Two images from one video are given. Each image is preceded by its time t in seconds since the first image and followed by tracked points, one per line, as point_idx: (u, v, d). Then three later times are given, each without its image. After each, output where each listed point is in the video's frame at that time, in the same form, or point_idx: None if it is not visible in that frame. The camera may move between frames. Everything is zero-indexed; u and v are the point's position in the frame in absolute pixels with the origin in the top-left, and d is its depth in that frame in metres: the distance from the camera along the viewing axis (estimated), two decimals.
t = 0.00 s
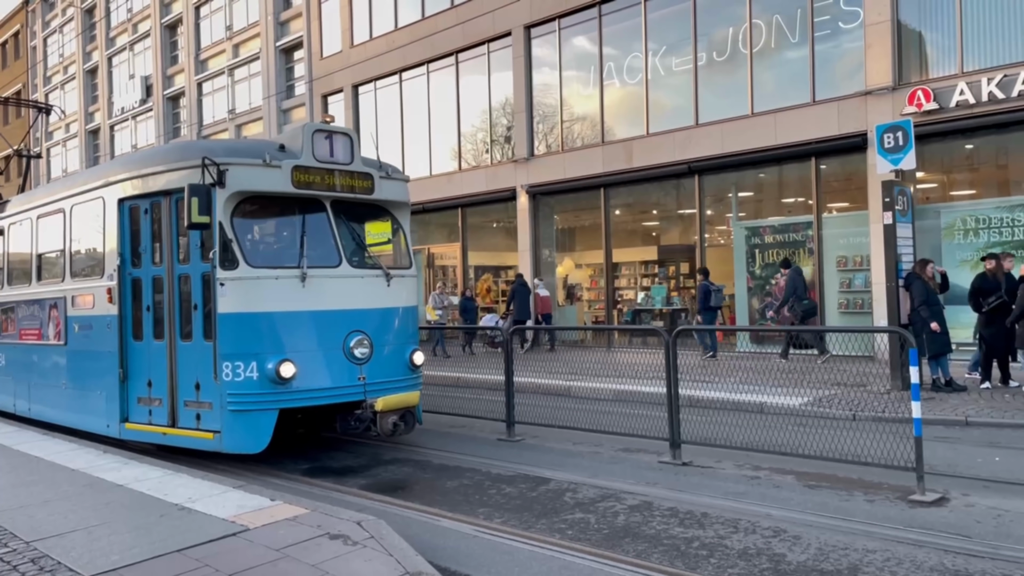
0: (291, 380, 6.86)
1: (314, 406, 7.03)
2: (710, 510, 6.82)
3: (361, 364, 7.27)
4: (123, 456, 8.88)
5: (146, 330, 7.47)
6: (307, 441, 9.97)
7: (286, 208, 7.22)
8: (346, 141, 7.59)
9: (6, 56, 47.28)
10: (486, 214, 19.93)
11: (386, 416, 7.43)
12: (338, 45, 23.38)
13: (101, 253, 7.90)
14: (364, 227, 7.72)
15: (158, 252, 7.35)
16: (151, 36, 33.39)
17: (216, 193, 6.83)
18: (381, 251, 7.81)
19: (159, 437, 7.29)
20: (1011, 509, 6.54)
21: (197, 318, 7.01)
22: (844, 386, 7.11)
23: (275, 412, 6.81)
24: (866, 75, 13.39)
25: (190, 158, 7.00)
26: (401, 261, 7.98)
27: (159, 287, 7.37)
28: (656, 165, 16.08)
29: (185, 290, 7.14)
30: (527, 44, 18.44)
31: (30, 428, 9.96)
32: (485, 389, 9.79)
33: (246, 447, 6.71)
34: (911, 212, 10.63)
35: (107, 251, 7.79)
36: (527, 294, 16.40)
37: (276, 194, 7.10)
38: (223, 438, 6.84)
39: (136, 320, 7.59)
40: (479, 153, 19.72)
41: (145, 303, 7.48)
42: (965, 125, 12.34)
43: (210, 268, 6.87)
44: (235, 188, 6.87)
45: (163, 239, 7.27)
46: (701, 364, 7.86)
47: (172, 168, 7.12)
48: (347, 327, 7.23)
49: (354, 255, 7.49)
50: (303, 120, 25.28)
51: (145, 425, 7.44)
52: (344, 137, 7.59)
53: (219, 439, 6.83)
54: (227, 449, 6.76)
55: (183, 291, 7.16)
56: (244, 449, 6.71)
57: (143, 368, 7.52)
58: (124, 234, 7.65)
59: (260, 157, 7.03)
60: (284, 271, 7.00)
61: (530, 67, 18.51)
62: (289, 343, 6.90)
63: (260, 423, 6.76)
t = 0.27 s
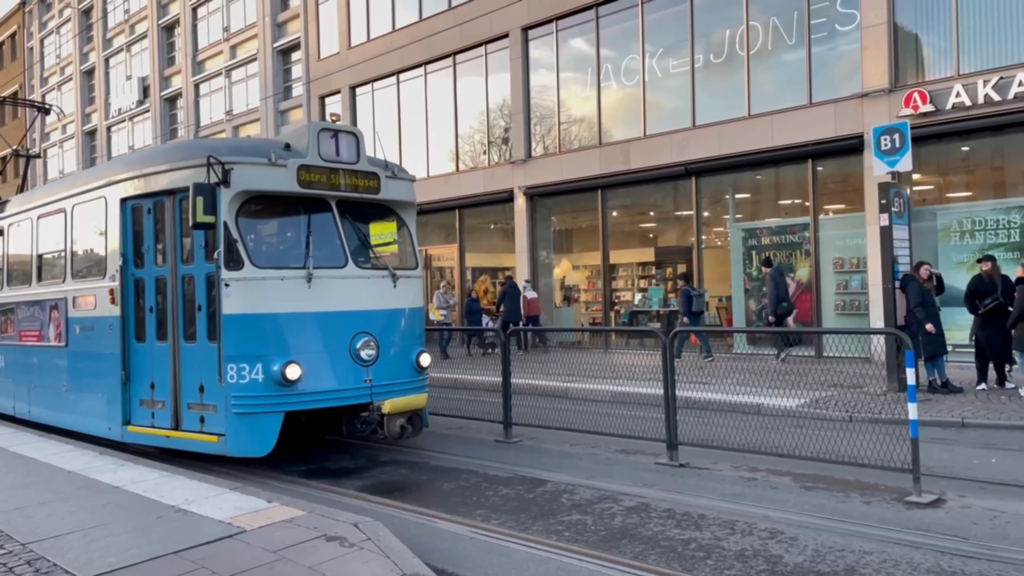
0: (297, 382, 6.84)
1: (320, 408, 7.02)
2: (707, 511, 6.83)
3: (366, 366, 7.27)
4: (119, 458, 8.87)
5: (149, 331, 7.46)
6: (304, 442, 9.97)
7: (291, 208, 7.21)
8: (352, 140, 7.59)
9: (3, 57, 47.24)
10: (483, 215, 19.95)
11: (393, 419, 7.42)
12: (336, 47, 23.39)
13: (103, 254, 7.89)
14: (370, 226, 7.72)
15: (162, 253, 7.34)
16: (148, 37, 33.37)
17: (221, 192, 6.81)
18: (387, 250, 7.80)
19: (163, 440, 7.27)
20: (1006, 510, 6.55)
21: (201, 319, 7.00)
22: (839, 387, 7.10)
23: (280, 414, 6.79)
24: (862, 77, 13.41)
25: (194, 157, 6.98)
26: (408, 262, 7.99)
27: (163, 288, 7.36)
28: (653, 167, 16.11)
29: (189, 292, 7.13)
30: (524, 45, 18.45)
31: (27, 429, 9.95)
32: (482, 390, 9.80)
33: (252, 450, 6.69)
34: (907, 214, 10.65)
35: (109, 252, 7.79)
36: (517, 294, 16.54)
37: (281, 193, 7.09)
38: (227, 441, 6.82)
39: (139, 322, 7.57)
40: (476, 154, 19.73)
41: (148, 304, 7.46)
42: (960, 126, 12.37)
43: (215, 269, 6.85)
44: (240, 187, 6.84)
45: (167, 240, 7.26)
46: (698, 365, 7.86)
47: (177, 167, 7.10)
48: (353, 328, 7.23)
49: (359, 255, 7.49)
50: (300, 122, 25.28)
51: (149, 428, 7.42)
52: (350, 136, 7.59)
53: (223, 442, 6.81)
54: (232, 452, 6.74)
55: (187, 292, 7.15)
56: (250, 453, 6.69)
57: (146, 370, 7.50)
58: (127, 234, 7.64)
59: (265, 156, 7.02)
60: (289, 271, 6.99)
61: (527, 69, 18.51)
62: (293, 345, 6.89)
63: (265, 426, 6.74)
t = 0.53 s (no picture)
0: (305, 385, 6.82)
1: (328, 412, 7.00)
2: (702, 513, 6.83)
3: (375, 369, 7.25)
4: (113, 460, 8.84)
5: (153, 333, 7.43)
6: (299, 444, 9.94)
7: (298, 207, 7.18)
8: (359, 139, 7.57)
9: None
10: (478, 218, 19.96)
11: (404, 424, 7.41)
12: (331, 49, 23.38)
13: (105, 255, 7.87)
14: (378, 226, 7.71)
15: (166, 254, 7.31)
16: (142, 38, 33.31)
17: (228, 191, 6.79)
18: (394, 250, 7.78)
19: (166, 444, 7.23)
20: (999, 512, 6.57)
21: (206, 321, 6.97)
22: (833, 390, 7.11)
23: (288, 419, 6.77)
24: (856, 81, 13.47)
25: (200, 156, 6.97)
26: (417, 263, 8.00)
27: (166, 289, 7.33)
28: (647, 170, 16.14)
29: (194, 293, 7.10)
30: (519, 48, 18.46)
31: (20, 431, 9.92)
32: (478, 392, 9.79)
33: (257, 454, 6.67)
34: (900, 217, 10.68)
35: (111, 253, 7.77)
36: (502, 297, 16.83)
37: (289, 193, 7.07)
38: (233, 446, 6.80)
39: (142, 323, 7.54)
40: (471, 157, 19.74)
41: (151, 305, 7.43)
42: (953, 130, 12.43)
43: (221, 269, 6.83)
44: (247, 186, 6.82)
45: (171, 241, 7.23)
46: (693, 367, 7.89)
47: (182, 165, 7.08)
48: (362, 331, 7.22)
49: (367, 255, 7.48)
50: (295, 124, 25.25)
51: (151, 432, 7.37)
52: (358, 135, 7.58)
53: (230, 447, 6.79)
54: (239, 457, 6.72)
55: (192, 292, 7.12)
56: (257, 458, 6.67)
57: (150, 373, 7.47)
58: (129, 234, 7.61)
59: (273, 155, 7.00)
60: (298, 272, 6.97)
61: (522, 71, 18.52)
62: (301, 348, 6.87)
63: (272, 431, 6.72)
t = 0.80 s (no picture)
0: (316, 390, 6.69)
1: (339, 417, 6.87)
2: (696, 516, 6.84)
3: (388, 373, 7.13)
4: (106, 463, 8.81)
5: (157, 336, 7.36)
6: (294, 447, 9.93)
7: (308, 207, 7.08)
8: (371, 138, 7.49)
9: None
10: (473, 221, 19.98)
11: (419, 428, 7.26)
12: (325, 51, 23.38)
13: (108, 257, 7.84)
14: (388, 226, 7.62)
15: (171, 255, 7.25)
16: (137, 40, 33.26)
17: (237, 190, 6.69)
18: (404, 251, 7.70)
19: (172, 450, 7.15)
20: (991, 515, 6.59)
21: (213, 323, 6.89)
22: (827, 394, 7.16)
23: (300, 424, 6.64)
24: (849, 85, 13.52)
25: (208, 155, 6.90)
26: (427, 265, 7.92)
27: (171, 290, 7.27)
28: (642, 173, 16.17)
29: (200, 295, 7.03)
30: (514, 51, 18.48)
31: (14, 433, 9.88)
32: (472, 395, 9.79)
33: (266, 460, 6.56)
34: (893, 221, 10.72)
35: (114, 255, 7.74)
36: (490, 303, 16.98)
37: (300, 192, 6.98)
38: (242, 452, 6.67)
39: (147, 325, 7.48)
40: (466, 160, 19.76)
41: (157, 307, 7.37)
42: (944, 134, 12.50)
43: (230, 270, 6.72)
44: (257, 185, 6.72)
45: (177, 241, 7.17)
46: (686, 370, 7.90)
47: (189, 164, 7.02)
48: (374, 334, 7.10)
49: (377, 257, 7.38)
50: (289, 126, 25.23)
51: (157, 438, 7.31)
52: (368, 133, 7.50)
53: (238, 453, 6.66)
54: (248, 464, 6.59)
55: (198, 295, 7.05)
56: (268, 464, 6.54)
57: (154, 378, 7.40)
58: (134, 234, 7.55)
59: (284, 154, 6.91)
60: (309, 274, 6.85)
61: (517, 75, 18.55)
62: (312, 351, 6.74)
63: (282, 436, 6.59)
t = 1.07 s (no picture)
0: (331, 395, 6.50)
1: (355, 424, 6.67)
2: (689, 520, 6.82)
3: (404, 378, 6.93)
4: (97, 468, 8.74)
5: (165, 339, 7.16)
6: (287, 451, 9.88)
7: (321, 207, 6.89)
8: (385, 136, 7.31)
9: None
10: (467, 223, 19.97)
11: (438, 434, 6.99)
12: (319, 54, 23.34)
13: (109, 258, 7.74)
14: (403, 226, 7.42)
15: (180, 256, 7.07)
16: (130, 43, 33.17)
17: (249, 189, 6.51)
18: (419, 252, 7.49)
19: (180, 457, 6.93)
20: (984, 519, 6.60)
21: (224, 326, 6.72)
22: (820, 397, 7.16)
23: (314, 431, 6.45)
24: (842, 90, 13.56)
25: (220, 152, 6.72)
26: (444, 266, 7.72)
27: (179, 292, 7.08)
28: (636, 176, 16.18)
29: (211, 298, 6.85)
30: (508, 54, 18.47)
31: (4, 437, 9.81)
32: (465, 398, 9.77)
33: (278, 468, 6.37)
34: (887, 225, 10.74)
35: (118, 256, 7.60)
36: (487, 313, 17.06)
37: (314, 191, 6.79)
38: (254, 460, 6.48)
39: (154, 328, 7.28)
40: (460, 163, 19.74)
41: (164, 310, 7.16)
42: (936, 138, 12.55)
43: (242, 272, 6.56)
44: (270, 184, 6.55)
45: (186, 242, 6.98)
46: (680, 374, 7.88)
47: (199, 162, 6.83)
48: (390, 337, 6.90)
49: (394, 258, 7.18)
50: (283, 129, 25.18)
51: (163, 444, 7.10)
52: (384, 131, 7.31)
53: (250, 461, 6.48)
54: (260, 472, 6.41)
55: (208, 297, 6.87)
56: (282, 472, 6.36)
57: (161, 381, 7.20)
58: (140, 234, 7.35)
59: (297, 151, 6.72)
60: (322, 275, 6.67)
61: (511, 78, 18.54)
62: (327, 356, 6.55)
63: (295, 443, 6.39)
